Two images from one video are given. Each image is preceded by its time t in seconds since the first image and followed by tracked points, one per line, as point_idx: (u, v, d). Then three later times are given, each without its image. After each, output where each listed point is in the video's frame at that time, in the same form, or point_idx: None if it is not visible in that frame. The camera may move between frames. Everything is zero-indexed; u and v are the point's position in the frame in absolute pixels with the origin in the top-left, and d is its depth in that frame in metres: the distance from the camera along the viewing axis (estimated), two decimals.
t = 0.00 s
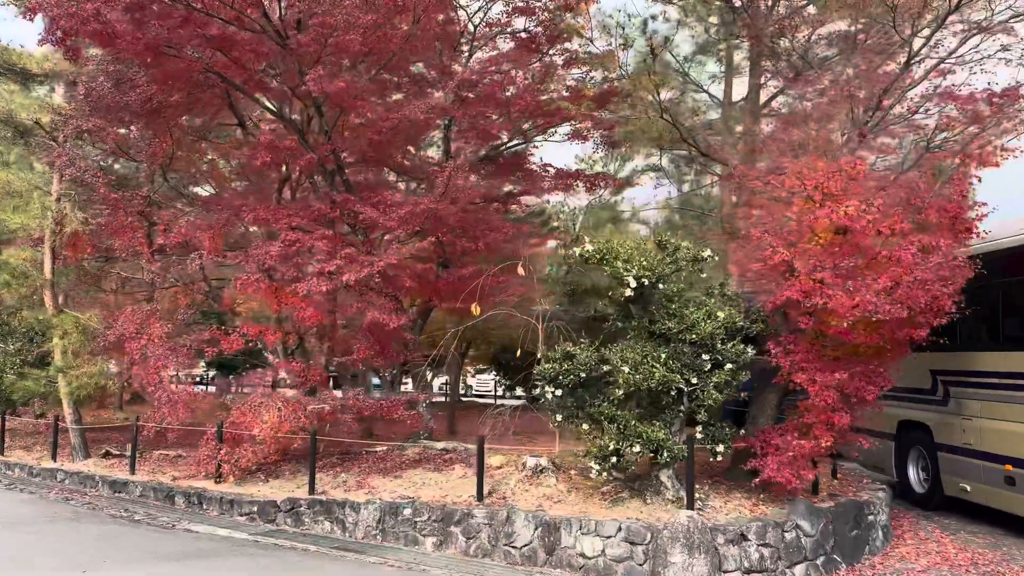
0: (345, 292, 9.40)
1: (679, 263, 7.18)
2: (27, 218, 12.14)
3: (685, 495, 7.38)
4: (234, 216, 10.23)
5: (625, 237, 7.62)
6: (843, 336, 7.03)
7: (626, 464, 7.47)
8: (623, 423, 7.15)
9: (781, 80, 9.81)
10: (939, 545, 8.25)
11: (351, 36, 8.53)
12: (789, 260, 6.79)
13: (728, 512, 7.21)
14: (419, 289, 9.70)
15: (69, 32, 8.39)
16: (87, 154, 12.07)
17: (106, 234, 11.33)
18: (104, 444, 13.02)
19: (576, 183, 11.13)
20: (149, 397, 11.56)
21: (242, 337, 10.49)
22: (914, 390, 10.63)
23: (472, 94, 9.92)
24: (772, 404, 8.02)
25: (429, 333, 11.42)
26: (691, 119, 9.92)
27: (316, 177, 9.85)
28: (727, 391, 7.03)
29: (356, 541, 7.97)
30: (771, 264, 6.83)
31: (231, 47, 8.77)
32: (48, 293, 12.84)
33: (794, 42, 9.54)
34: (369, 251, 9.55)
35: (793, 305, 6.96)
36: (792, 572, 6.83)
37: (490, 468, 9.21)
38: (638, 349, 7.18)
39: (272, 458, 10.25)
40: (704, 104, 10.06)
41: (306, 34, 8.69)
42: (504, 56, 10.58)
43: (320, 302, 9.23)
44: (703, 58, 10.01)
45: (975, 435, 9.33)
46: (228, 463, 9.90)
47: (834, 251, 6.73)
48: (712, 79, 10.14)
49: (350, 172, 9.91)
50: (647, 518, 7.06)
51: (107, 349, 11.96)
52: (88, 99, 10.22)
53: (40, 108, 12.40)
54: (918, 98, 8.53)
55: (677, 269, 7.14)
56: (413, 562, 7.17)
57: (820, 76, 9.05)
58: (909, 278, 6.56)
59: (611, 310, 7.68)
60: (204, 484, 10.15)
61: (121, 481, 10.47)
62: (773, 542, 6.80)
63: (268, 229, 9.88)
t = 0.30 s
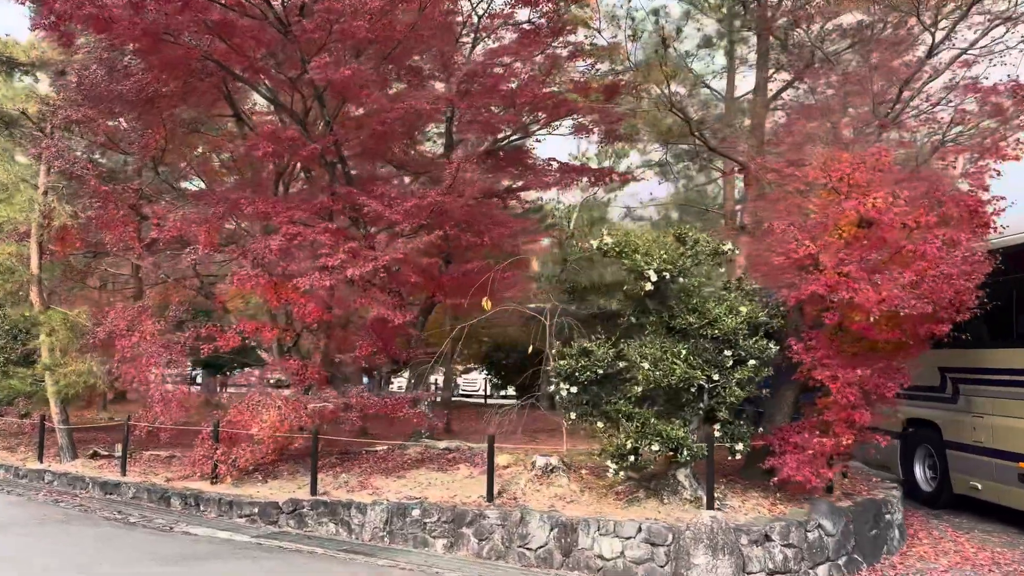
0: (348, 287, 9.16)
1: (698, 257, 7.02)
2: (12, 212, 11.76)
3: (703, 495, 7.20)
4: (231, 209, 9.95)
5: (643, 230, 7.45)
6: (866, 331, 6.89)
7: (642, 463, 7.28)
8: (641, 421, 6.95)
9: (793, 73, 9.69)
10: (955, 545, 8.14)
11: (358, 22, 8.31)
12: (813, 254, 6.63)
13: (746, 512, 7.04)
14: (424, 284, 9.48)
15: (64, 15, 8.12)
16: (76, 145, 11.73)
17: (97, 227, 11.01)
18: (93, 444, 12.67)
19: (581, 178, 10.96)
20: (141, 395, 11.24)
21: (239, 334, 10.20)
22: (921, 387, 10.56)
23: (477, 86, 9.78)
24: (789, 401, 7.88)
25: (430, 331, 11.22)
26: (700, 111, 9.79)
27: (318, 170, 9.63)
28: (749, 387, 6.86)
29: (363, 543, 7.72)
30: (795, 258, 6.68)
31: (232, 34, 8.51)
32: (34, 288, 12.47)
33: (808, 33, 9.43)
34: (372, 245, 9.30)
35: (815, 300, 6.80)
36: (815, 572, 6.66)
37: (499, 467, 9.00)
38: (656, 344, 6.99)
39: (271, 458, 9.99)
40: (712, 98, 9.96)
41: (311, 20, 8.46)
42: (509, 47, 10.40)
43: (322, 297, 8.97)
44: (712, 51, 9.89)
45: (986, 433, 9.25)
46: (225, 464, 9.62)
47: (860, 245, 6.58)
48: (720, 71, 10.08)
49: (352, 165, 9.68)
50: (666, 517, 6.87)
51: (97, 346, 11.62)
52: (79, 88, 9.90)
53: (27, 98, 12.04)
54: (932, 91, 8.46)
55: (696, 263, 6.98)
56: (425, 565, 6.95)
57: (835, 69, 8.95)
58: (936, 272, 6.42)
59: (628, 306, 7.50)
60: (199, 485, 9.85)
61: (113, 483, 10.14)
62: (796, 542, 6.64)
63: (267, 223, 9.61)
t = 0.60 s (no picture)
0: (356, 289, 8.88)
1: (727, 259, 6.81)
2: (3, 211, 11.40)
3: (730, 504, 6.97)
4: (232, 208, 9.65)
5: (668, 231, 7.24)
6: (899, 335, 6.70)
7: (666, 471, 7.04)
8: (667, 428, 6.72)
9: (811, 71, 9.58)
10: (981, 552, 7.96)
11: (369, 15, 8.05)
12: (846, 256, 6.43)
13: (775, 522, 6.83)
14: (433, 286, 9.22)
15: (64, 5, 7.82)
16: (70, 142, 11.38)
17: (92, 227, 10.67)
18: (86, 450, 12.31)
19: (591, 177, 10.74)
20: (138, 400, 10.90)
21: (241, 337, 9.89)
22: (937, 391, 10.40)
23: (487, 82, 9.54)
24: (814, 407, 7.68)
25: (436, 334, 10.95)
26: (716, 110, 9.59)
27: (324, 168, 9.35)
28: (780, 393, 6.64)
29: (376, 555, 7.45)
30: (829, 260, 6.49)
31: (238, 26, 8.24)
32: (24, 290, 12.09)
33: (828, 31, 9.29)
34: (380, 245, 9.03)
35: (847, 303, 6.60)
36: None
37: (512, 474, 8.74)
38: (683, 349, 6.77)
39: (274, 465, 9.69)
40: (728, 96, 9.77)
41: (320, 13, 8.20)
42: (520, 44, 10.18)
43: (330, 299, 8.69)
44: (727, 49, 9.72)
45: (1007, 437, 9.09)
46: (227, 472, 9.31)
47: (895, 246, 6.43)
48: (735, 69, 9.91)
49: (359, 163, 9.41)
50: (694, 527, 6.64)
51: (91, 349, 11.27)
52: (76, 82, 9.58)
53: (19, 94, 11.68)
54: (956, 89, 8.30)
55: (725, 264, 6.77)
56: None
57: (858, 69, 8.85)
58: (973, 275, 6.22)
59: (651, 309, 7.27)
60: (200, 493, 9.54)
61: (110, 491, 9.81)
62: (829, 552, 6.42)
63: (272, 222, 9.31)
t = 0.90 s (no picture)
0: (374, 286, 8.68)
1: (765, 255, 6.67)
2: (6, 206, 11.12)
3: (765, 506, 6.80)
4: (245, 203, 9.44)
5: (701, 227, 7.10)
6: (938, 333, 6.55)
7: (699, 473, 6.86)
8: (703, 429, 6.54)
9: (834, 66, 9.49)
10: (1013, 554, 7.83)
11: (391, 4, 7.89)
12: (887, 252, 6.29)
13: (811, 524, 6.66)
14: (451, 283, 9.03)
15: None
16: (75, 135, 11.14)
17: (98, 222, 10.40)
18: (90, 451, 12.03)
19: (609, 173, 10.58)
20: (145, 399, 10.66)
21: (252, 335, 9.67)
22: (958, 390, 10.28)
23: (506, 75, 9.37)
24: (847, 407, 7.53)
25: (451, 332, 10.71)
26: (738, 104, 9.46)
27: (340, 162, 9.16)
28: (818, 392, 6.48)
29: (400, 558, 7.27)
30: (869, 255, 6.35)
31: (257, 15, 8.07)
32: (26, 287, 11.81)
33: (855, 23, 9.11)
34: (398, 241, 8.83)
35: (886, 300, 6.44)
36: None
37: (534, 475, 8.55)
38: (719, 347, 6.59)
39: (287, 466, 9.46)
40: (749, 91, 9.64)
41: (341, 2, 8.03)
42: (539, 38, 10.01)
43: (347, 296, 8.49)
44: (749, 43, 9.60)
45: None
46: (240, 473, 9.07)
47: (937, 241, 6.30)
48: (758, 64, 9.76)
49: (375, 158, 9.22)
50: (730, 530, 6.46)
51: (96, 348, 11.01)
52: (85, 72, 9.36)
53: (22, 86, 11.43)
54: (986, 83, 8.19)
55: (762, 260, 6.64)
56: None
57: (887, 63, 8.70)
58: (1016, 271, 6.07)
59: (683, 307, 7.11)
60: (212, 495, 9.30)
61: (118, 493, 9.57)
62: (870, 554, 6.29)
63: (286, 217, 9.11)
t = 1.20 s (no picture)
0: (393, 283, 8.47)
1: (806, 250, 6.51)
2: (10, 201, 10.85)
3: (803, 508, 6.60)
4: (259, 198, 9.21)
5: (739, 222, 6.95)
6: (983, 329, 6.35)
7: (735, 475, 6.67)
8: (742, 429, 6.34)
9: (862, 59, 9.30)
10: None
11: None
12: (933, 246, 6.09)
13: (851, 526, 6.47)
14: (471, 279, 8.81)
15: None
16: (82, 129, 10.88)
17: (106, 217, 10.16)
18: (96, 451, 11.78)
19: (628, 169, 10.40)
20: (154, 399, 10.41)
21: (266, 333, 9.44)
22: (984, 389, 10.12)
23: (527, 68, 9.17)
24: (883, 407, 7.36)
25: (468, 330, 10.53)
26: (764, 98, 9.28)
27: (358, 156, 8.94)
28: (861, 391, 6.29)
29: (426, 562, 7.07)
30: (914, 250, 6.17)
31: (275, 4, 7.83)
32: (31, 284, 11.55)
33: (884, 14, 8.92)
34: (417, 237, 8.61)
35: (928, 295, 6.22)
36: None
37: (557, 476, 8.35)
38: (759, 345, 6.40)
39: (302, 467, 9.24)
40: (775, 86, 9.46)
41: None
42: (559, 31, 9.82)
43: (366, 293, 8.27)
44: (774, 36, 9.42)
45: None
46: (255, 474, 8.85)
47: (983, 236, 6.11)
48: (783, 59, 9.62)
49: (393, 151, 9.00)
50: (770, 533, 6.28)
51: (104, 347, 10.76)
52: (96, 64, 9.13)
53: (27, 78, 11.17)
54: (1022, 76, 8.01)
55: (803, 255, 6.48)
56: None
57: (919, 54, 8.50)
58: None
59: (719, 304, 6.94)
60: (225, 496, 9.07)
61: (129, 495, 9.32)
62: (914, 558, 6.14)
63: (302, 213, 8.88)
